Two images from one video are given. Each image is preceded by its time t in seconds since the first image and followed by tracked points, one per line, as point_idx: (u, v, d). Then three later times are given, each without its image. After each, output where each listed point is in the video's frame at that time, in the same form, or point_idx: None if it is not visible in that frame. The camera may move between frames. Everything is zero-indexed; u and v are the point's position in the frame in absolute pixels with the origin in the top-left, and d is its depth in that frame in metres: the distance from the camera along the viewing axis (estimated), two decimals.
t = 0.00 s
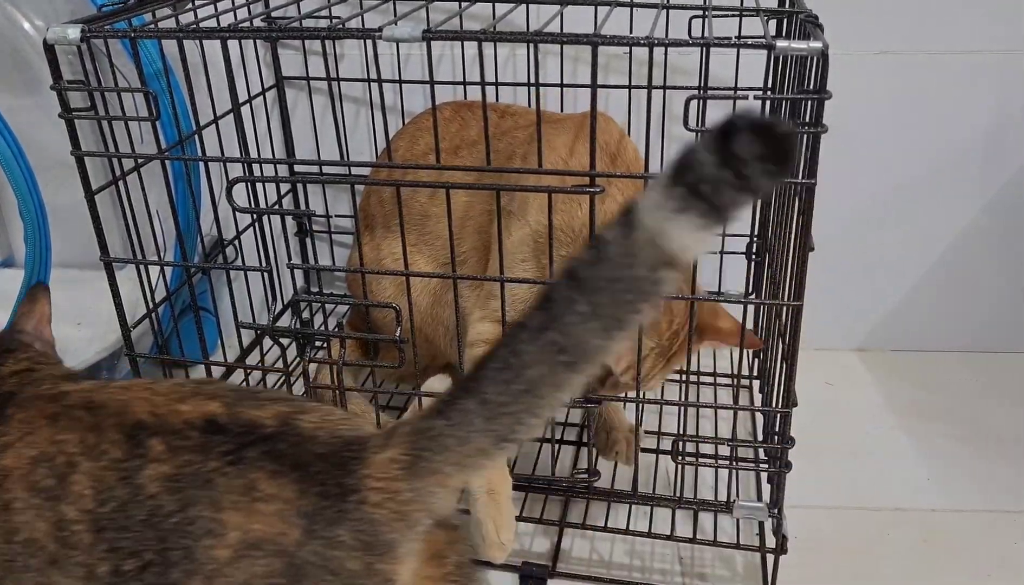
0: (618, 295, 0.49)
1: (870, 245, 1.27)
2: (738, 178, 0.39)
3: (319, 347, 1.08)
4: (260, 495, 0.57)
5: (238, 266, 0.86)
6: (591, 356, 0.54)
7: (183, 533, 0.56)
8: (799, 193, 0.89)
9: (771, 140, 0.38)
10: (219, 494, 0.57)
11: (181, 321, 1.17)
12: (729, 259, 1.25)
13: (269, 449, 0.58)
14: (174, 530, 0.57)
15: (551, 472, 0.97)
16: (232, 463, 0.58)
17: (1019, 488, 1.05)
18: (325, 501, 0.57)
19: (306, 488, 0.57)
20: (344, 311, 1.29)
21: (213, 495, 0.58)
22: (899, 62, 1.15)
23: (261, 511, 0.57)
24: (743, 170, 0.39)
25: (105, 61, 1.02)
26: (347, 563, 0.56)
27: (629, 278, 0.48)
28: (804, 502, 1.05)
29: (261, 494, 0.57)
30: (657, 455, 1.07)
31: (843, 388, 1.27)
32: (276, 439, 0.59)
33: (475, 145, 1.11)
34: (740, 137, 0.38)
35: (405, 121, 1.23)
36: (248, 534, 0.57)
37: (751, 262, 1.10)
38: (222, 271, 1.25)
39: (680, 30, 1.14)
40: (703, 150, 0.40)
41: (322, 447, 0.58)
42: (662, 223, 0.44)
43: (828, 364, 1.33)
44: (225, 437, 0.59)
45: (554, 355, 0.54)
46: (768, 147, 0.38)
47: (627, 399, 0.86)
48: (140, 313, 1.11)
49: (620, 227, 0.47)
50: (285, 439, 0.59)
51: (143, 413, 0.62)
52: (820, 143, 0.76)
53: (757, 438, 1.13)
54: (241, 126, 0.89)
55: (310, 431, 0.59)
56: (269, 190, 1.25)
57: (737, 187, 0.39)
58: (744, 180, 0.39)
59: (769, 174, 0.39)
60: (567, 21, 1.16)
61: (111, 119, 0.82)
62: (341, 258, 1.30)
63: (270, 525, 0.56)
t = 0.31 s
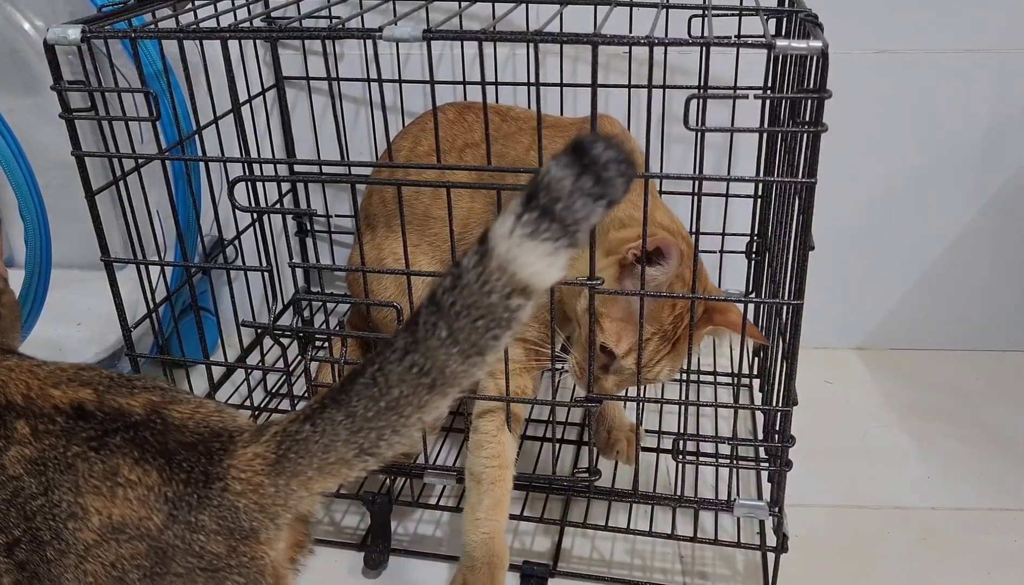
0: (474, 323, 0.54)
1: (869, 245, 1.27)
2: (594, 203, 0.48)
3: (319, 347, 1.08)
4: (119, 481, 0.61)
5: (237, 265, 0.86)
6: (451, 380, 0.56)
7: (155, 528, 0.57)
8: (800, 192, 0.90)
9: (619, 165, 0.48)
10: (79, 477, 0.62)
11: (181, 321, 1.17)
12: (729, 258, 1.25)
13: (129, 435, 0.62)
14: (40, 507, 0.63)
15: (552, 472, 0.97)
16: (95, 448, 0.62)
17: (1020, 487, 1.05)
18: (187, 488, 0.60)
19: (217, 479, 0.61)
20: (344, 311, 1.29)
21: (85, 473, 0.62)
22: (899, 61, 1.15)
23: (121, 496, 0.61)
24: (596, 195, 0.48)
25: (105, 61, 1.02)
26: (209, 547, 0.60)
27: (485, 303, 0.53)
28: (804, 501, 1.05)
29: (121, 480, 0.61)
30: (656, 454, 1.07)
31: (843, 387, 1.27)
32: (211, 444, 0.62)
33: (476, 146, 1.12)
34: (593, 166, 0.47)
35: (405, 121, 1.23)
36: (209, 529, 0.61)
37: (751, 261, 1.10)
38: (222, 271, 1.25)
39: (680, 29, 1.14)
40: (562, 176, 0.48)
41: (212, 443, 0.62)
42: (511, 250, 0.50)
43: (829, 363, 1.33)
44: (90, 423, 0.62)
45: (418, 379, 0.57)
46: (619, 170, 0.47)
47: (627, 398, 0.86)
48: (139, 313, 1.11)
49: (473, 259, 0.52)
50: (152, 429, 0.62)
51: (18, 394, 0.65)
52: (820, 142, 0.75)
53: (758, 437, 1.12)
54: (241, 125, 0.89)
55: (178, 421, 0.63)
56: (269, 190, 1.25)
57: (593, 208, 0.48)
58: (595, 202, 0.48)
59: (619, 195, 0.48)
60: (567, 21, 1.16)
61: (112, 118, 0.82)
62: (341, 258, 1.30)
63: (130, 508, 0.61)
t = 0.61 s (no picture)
0: (400, 272, 0.55)
1: (873, 242, 1.27)
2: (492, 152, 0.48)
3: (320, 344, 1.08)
4: (91, 422, 0.61)
5: (237, 263, 0.85)
6: (386, 331, 0.58)
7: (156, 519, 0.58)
8: (802, 189, 0.90)
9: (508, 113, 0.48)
10: (57, 413, 0.62)
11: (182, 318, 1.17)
12: (731, 255, 1.25)
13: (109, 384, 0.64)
14: (19, 438, 0.62)
15: (554, 470, 0.97)
16: (78, 388, 0.63)
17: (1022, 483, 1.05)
18: (149, 437, 0.61)
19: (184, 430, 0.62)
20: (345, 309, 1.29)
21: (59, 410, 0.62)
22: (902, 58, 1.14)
23: (90, 435, 0.61)
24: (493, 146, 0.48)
25: (106, 59, 1.02)
26: (160, 494, 0.60)
27: (407, 252, 0.54)
28: (806, 498, 1.05)
29: (93, 421, 0.61)
30: (658, 451, 1.07)
31: (845, 384, 1.27)
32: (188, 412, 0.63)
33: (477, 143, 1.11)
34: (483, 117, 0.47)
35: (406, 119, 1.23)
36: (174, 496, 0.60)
37: (752, 259, 1.10)
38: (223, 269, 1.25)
39: (681, 25, 1.14)
40: (453, 131, 0.48)
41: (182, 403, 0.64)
42: (422, 203, 0.51)
43: (832, 360, 1.33)
44: (78, 366, 0.64)
45: (353, 327, 0.58)
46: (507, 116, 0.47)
47: (628, 395, 0.86)
48: (140, 311, 1.11)
49: (395, 212, 0.54)
50: (129, 379, 0.64)
51: (22, 332, 0.66)
52: (822, 139, 0.75)
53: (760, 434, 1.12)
54: (242, 123, 0.89)
55: (154, 377, 0.66)
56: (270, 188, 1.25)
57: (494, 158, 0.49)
58: (491, 150, 0.48)
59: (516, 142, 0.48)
60: (567, 18, 1.16)
61: (113, 117, 0.82)
62: (343, 256, 1.30)
63: (96, 448, 0.60)
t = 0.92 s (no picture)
0: (192, 309, 0.53)
1: (877, 237, 1.27)
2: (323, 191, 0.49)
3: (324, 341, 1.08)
4: None
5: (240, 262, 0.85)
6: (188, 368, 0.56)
7: (53, 526, 0.59)
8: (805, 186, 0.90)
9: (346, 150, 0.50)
10: None
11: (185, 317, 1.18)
12: (734, 252, 1.25)
13: (5, 399, 0.59)
14: None
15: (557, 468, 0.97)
16: None
17: None
18: (20, 465, 0.58)
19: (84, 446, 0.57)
20: (349, 307, 1.30)
21: None
22: (904, 54, 1.14)
23: None
24: (320, 182, 0.49)
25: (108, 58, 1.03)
26: (22, 524, 0.58)
27: (198, 286, 0.52)
28: (809, 496, 1.04)
29: None
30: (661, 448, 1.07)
31: (849, 381, 1.26)
32: (64, 429, 0.59)
33: (480, 141, 1.11)
34: (317, 149, 0.49)
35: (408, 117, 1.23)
36: (51, 517, 0.58)
37: (756, 256, 1.10)
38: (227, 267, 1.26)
39: (683, 22, 1.14)
40: (288, 158, 0.49)
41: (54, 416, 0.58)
42: (225, 232, 0.50)
43: (836, 357, 1.32)
44: None
45: (160, 369, 0.56)
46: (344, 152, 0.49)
47: (631, 393, 0.86)
48: (144, 310, 1.11)
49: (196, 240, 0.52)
50: (23, 398, 0.60)
51: None
52: (825, 136, 0.75)
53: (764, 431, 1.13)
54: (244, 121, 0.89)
55: (52, 394, 0.61)
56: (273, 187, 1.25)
57: (325, 202, 0.49)
58: (320, 185, 0.49)
59: (352, 185, 0.50)
60: (570, 15, 1.16)
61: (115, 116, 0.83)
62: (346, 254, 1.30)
63: None
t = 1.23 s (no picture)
0: (62, 287, 0.59)
1: (885, 235, 1.26)
2: (130, 163, 0.49)
3: (332, 341, 1.08)
4: None
5: (249, 262, 0.85)
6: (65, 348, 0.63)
7: None
8: (811, 185, 0.90)
9: (153, 117, 0.49)
10: None
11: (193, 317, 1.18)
12: (741, 251, 1.25)
13: None
14: None
15: (565, 468, 0.97)
16: None
17: None
18: None
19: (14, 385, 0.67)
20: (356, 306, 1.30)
21: None
22: (913, 52, 1.14)
23: None
24: (117, 152, 0.49)
25: (116, 59, 1.03)
26: None
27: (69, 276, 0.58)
28: (816, 495, 1.04)
29: None
30: (668, 447, 1.07)
31: (857, 380, 1.26)
32: None
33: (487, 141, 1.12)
34: (118, 116, 0.49)
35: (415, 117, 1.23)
36: None
37: (763, 256, 1.10)
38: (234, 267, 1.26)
39: (690, 22, 1.14)
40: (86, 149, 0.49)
41: None
42: (68, 230, 0.54)
43: (844, 357, 1.32)
44: None
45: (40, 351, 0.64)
46: (147, 119, 0.49)
47: (639, 392, 0.86)
48: (152, 310, 1.11)
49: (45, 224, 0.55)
50: None
51: None
52: (833, 135, 0.75)
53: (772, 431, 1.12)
54: (252, 122, 0.89)
55: None
56: (281, 187, 1.26)
57: (136, 172, 0.50)
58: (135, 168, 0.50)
59: (157, 153, 0.49)
60: (576, 14, 1.16)
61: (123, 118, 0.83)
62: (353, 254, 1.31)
63: None
